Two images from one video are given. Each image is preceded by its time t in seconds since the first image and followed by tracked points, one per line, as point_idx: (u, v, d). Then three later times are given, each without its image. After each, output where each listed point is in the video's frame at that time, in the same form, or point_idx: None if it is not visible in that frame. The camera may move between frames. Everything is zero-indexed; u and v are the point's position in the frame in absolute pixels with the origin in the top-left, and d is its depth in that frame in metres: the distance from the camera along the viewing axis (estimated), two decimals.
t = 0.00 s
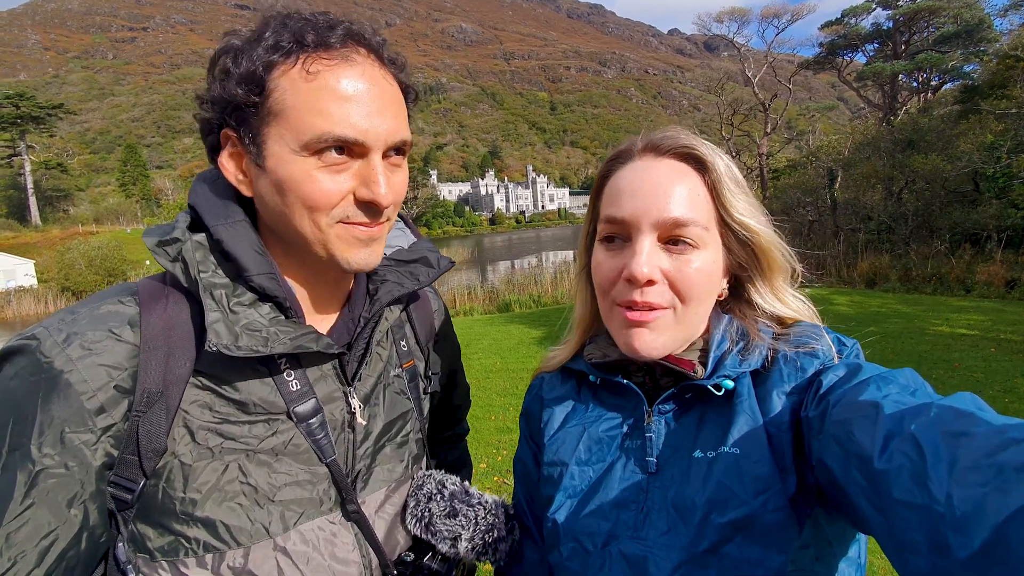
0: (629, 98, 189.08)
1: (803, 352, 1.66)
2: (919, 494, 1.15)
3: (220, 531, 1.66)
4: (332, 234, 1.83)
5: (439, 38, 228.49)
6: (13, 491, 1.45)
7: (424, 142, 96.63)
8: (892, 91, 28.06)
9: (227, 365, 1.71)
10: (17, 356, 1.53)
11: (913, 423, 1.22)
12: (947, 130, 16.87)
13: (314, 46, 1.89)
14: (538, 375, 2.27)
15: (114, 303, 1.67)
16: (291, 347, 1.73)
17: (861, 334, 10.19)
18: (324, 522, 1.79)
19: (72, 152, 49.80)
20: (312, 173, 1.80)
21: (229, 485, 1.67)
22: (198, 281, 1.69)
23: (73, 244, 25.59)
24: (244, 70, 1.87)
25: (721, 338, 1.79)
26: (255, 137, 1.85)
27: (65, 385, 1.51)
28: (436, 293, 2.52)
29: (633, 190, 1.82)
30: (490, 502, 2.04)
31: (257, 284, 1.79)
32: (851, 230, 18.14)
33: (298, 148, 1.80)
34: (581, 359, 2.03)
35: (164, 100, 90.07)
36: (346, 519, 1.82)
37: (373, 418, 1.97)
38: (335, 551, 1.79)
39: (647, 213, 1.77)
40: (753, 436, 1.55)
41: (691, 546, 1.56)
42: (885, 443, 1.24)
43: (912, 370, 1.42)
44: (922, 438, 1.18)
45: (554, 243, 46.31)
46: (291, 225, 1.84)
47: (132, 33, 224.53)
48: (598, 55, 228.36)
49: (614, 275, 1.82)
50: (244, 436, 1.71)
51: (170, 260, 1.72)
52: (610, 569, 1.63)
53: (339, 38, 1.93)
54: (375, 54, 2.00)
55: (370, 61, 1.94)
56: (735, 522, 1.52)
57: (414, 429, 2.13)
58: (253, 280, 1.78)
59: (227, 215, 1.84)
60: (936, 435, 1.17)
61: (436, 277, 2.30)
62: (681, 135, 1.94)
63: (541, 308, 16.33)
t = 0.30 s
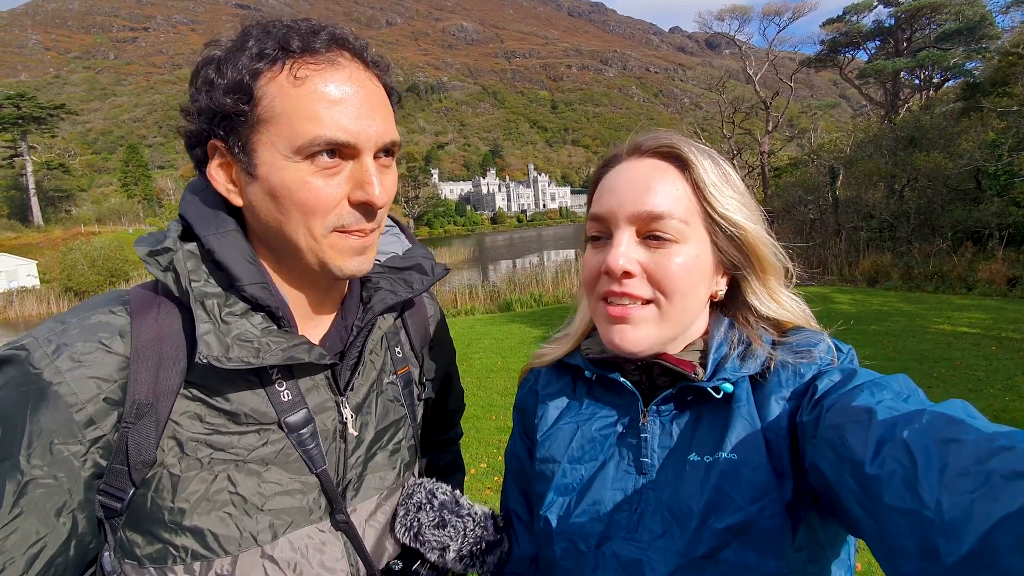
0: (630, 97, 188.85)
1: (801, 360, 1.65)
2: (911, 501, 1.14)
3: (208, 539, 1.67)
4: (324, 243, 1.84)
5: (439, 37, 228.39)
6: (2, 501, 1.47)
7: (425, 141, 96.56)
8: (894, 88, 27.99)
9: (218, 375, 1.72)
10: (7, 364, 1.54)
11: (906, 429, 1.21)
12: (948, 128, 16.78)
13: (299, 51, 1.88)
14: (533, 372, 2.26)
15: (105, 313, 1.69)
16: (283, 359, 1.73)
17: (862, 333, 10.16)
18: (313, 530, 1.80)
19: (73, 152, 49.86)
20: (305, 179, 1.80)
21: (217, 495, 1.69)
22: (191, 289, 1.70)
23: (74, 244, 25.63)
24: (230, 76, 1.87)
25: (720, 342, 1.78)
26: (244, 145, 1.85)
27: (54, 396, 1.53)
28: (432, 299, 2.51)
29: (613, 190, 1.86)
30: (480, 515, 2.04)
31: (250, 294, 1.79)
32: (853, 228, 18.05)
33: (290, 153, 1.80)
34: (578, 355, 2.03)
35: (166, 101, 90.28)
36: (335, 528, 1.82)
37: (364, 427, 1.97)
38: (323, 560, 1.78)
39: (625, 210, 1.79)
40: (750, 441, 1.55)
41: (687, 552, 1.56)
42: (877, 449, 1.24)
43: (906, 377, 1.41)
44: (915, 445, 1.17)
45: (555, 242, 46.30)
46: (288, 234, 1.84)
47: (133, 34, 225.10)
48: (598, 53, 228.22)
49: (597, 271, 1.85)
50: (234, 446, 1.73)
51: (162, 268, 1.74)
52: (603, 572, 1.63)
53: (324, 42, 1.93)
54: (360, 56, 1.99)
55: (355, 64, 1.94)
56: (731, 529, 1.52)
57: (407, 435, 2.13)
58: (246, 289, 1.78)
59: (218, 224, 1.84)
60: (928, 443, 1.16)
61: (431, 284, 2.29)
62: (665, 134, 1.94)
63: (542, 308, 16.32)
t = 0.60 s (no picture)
0: (631, 95, 188.74)
1: (809, 359, 1.67)
2: (911, 500, 1.16)
3: (214, 527, 1.71)
4: (324, 234, 1.87)
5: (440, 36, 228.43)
6: (17, 491, 1.52)
7: (426, 141, 96.66)
8: (895, 85, 28.01)
9: (213, 373, 1.74)
10: (19, 363, 1.59)
11: (907, 429, 1.23)
12: (949, 124, 16.62)
13: (313, 54, 1.93)
14: (534, 366, 2.28)
15: (109, 311, 1.72)
16: (278, 350, 1.75)
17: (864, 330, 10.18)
18: (317, 517, 1.84)
19: (75, 154, 49.98)
20: (314, 174, 1.83)
21: (221, 483, 1.73)
22: (190, 288, 1.73)
23: (77, 246, 25.69)
24: (246, 72, 1.89)
25: (729, 342, 1.82)
26: (254, 138, 1.87)
27: (61, 391, 1.57)
28: (429, 292, 2.53)
29: (606, 188, 1.89)
30: (477, 500, 2.06)
31: (246, 289, 1.81)
32: (855, 226, 18.04)
33: (302, 149, 1.83)
34: (584, 352, 2.05)
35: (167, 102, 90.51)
36: (336, 514, 1.86)
37: (362, 416, 1.99)
38: (326, 546, 1.83)
39: (618, 206, 1.82)
40: (757, 441, 1.56)
41: (696, 556, 1.58)
42: (879, 449, 1.26)
43: (909, 376, 1.43)
44: (916, 444, 1.19)
45: (556, 241, 46.37)
46: (289, 225, 1.86)
47: (134, 35, 225.46)
48: (598, 52, 228.29)
49: (596, 268, 1.88)
50: (235, 436, 1.76)
51: (160, 267, 1.78)
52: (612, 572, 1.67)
53: (337, 48, 1.97)
54: (369, 64, 2.05)
55: (365, 69, 1.99)
56: (739, 533, 1.55)
57: (408, 423, 2.16)
58: (242, 284, 1.81)
59: (214, 223, 1.87)
60: (930, 441, 1.18)
61: (424, 275, 2.30)
62: (656, 129, 1.96)
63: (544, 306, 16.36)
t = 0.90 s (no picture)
0: (631, 92, 188.53)
1: (818, 359, 1.69)
2: (920, 498, 1.18)
3: (211, 524, 1.75)
4: (312, 253, 1.90)
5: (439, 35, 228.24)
6: (21, 492, 1.57)
7: (426, 139, 96.66)
8: (896, 81, 27.96)
9: (206, 378, 1.76)
10: (23, 374, 1.66)
11: (917, 427, 1.25)
12: (950, 121, 16.65)
13: (293, 77, 1.93)
14: (536, 366, 2.28)
15: (102, 324, 1.75)
16: (260, 362, 1.77)
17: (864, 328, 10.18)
18: (312, 514, 1.87)
19: (76, 155, 50.06)
20: (298, 199, 1.86)
21: (214, 482, 1.75)
22: (171, 299, 1.78)
23: (79, 247, 25.74)
24: (224, 100, 1.91)
25: (740, 340, 1.83)
26: (239, 164, 1.89)
27: (58, 401, 1.60)
28: (425, 290, 2.56)
29: (596, 195, 1.94)
30: (469, 498, 2.08)
31: (229, 302, 1.83)
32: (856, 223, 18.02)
33: (284, 174, 1.85)
34: (591, 347, 2.06)
35: (167, 102, 90.57)
36: (327, 512, 1.88)
37: (352, 417, 2.01)
38: (318, 542, 1.85)
39: (606, 214, 1.86)
40: (768, 440, 1.58)
41: (704, 554, 1.61)
42: (888, 448, 1.28)
43: (919, 375, 1.44)
44: (926, 443, 1.21)
45: (556, 239, 46.38)
46: (277, 246, 1.91)
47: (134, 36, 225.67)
48: (598, 50, 228.10)
49: (589, 272, 1.92)
50: (226, 438, 1.78)
51: (149, 282, 1.82)
52: (618, 569, 1.70)
53: (317, 68, 1.97)
54: (353, 82, 2.04)
55: (346, 88, 1.99)
56: (751, 531, 1.57)
57: (403, 422, 2.18)
58: (225, 297, 1.82)
59: (197, 238, 1.90)
60: (940, 439, 1.20)
61: (411, 279, 2.31)
62: (643, 134, 1.98)
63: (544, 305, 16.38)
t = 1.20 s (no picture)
0: (631, 91, 188.45)
1: (827, 355, 1.66)
2: (935, 500, 1.16)
3: (220, 526, 1.73)
4: (275, 242, 1.84)
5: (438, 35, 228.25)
6: (36, 496, 1.56)
7: (425, 140, 96.66)
8: (896, 79, 27.89)
9: (215, 380, 1.75)
10: (31, 377, 1.63)
11: (932, 428, 1.23)
12: (950, 118, 16.61)
13: (287, 66, 1.92)
14: (545, 367, 2.26)
15: (107, 326, 1.73)
16: (268, 363, 1.76)
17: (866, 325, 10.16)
18: (321, 515, 1.85)
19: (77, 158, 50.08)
20: (262, 181, 1.83)
21: (222, 486, 1.73)
22: (181, 300, 1.75)
23: (80, 249, 25.76)
24: (224, 83, 1.93)
25: (746, 338, 1.81)
26: (224, 144, 1.91)
27: (67, 405, 1.58)
28: (431, 289, 2.55)
29: (633, 176, 1.90)
30: (475, 498, 2.08)
31: (237, 302, 1.82)
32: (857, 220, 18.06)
33: (253, 157, 1.83)
34: (598, 347, 2.05)
35: (167, 103, 90.57)
36: (336, 513, 1.87)
37: (359, 418, 1.99)
38: (328, 544, 1.84)
39: (643, 196, 1.82)
40: (775, 439, 1.56)
41: (708, 551, 1.59)
42: (902, 449, 1.25)
43: (935, 375, 1.42)
44: (941, 443, 1.19)
45: (556, 239, 46.32)
46: (245, 231, 1.87)
47: (133, 38, 225.97)
48: (598, 49, 228.04)
49: (615, 256, 1.87)
50: (234, 441, 1.76)
51: (155, 283, 1.80)
52: (624, 566, 1.68)
53: (313, 63, 1.96)
54: (354, 80, 2.01)
55: (342, 84, 1.96)
56: (755, 529, 1.54)
57: (408, 422, 2.16)
58: (233, 298, 1.81)
59: (206, 237, 1.88)
60: (956, 440, 1.18)
61: (417, 279, 2.31)
62: (683, 126, 1.99)
63: (545, 305, 16.37)
